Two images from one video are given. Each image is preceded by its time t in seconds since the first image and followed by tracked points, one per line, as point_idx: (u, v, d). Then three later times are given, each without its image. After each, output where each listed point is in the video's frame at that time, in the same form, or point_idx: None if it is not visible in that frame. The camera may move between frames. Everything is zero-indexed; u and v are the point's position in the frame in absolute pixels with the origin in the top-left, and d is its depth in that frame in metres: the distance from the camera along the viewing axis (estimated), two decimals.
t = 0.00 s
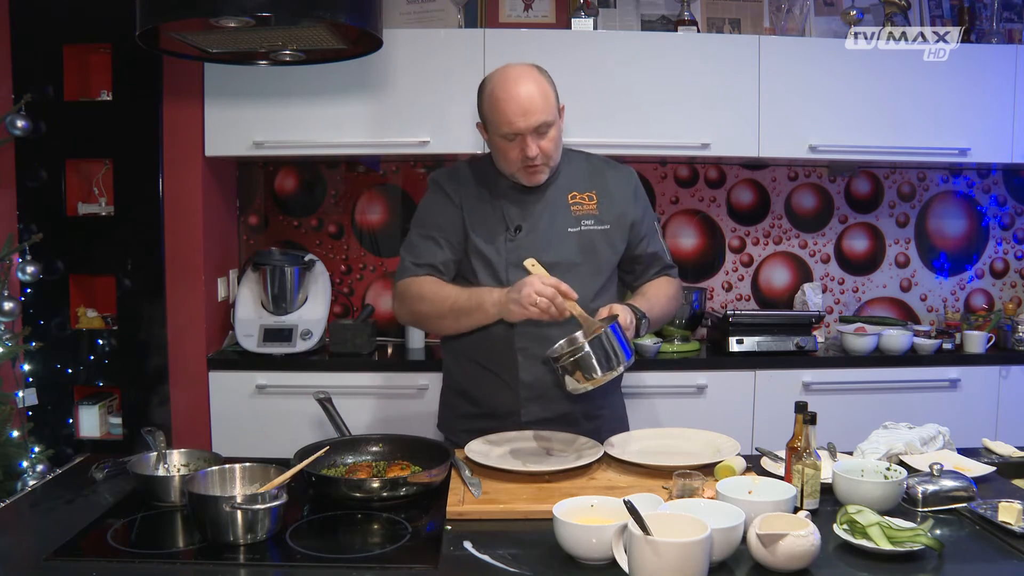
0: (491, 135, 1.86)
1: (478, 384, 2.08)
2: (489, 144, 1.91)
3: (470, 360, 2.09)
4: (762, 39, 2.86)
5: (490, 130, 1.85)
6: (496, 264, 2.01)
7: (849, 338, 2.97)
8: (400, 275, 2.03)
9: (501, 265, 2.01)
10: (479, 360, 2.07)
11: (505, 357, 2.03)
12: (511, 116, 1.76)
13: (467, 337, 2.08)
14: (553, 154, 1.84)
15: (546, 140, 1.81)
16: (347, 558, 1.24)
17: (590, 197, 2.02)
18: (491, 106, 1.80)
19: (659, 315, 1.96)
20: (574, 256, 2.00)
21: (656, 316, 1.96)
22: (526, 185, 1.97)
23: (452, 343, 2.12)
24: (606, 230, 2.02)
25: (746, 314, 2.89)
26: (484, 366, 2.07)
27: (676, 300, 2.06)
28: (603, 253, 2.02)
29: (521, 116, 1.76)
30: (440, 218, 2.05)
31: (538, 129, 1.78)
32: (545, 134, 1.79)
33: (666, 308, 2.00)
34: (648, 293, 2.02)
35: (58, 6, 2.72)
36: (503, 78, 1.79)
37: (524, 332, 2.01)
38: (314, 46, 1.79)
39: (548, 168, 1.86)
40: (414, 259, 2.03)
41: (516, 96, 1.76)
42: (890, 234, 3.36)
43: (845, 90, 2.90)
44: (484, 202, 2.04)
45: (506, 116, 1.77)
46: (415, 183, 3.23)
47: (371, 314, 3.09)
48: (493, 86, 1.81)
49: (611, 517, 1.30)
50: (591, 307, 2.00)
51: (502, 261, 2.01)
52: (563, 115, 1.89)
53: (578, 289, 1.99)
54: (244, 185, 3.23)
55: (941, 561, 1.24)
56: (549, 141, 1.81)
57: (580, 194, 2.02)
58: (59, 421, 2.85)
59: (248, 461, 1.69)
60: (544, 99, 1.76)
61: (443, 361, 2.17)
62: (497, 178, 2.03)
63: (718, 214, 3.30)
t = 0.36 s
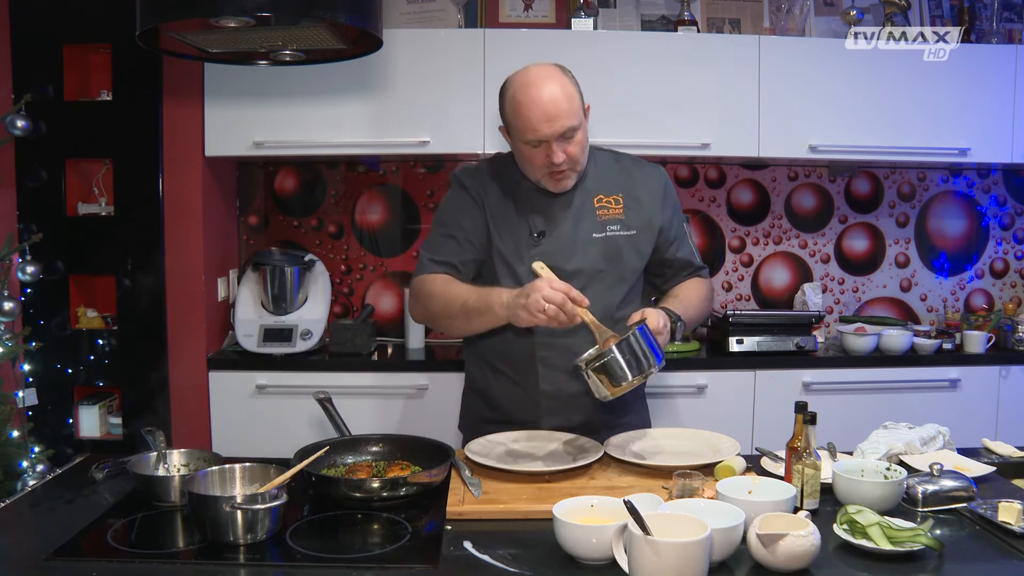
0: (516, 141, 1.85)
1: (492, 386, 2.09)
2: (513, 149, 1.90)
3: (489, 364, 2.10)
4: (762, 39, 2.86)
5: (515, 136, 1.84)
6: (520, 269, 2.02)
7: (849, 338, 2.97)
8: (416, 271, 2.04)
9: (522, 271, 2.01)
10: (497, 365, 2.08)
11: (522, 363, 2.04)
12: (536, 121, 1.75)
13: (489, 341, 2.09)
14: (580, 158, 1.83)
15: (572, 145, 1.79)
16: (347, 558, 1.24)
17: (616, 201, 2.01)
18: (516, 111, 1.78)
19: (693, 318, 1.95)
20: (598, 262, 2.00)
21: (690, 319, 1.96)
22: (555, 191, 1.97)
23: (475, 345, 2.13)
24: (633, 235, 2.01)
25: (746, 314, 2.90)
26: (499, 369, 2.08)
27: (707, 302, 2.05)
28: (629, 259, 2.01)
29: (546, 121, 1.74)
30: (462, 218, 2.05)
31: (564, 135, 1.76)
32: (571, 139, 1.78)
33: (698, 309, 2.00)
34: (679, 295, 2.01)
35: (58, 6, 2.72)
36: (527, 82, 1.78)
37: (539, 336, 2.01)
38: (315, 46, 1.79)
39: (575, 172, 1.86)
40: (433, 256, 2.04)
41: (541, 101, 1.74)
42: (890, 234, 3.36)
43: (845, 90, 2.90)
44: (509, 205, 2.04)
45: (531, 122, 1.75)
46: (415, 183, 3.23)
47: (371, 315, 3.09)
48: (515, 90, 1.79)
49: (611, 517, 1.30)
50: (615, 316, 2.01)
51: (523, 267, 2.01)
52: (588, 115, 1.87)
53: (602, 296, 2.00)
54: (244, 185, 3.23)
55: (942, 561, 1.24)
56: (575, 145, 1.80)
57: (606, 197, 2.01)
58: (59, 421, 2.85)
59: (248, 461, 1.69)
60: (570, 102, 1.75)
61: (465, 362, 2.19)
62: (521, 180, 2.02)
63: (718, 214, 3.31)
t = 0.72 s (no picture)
0: (524, 146, 1.84)
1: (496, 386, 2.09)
2: (521, 152, 1.90)
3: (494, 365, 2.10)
4: (762, 39, 2.86)
5: (522, 141, 1.83)
6: (524, 271, 2.03)
7: (849, 338, 2.97)
8: (424, 270, 2.03)
9: (530, 274, 2.02)
10: (504, 367, 2.08)
11: (529, 367, 2.04)
12: (545, 130, 1.73)
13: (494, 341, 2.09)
14: (588, 162, 1.83)
15: (580, 150, 1.79)
16: (347, 558, 1.24)
17: (627, 205, 2.01)
18: (523, 118, 1.77)
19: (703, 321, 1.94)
20: (606, 267, 2.01)
21: (700, 322, 1.95)
22: (565, 194, 1.97)
23: (480, 345, 2.14)
24: (643, 239, 2.01)
25: (746, 314, 2.90)
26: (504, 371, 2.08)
27: (717, 305, 2.04)
28: (638, 264, 2.02)
29: (555, 130, 1.73)
30: (471, 219, 2.05)
31: (572, 141, 1.76)
32: (580, 145, 1.77)
33: (710, 313, 1.99)
34: (690, 298, 2.01)
35: (58, 6, 2.72)
36: (534, 87, 1.76)
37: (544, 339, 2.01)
38: (315, 46, 1.78)
39: (584, 175, 1.86)
40: (442, 255, 2.02)
41: (548, 110, 1.73)
42: (890, 234, 3.36)
43: (845, 90, 2.90)
44: (518, 208, 2.04)
45: (539, 130, 1.74)
46: (415, 183, 3.23)
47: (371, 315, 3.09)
48: (522, 96, 1.77)
49: (611, 517, 1.30)
50: (621, 322, 2.02)
51: (533, 271, 2.02)
52: (595, 115, 1.86)
53: (609, 302, 2.01)
54: (244, 185, 3.23)
55: (941, 561, 1.24)
56: (584, 150, 1.80)
57: (617, 201, 2.01)
58: (60, 421, 2.85)
59: (248, 460, 1.69)
60: (578, 109, 1.73)
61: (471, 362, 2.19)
62: (529, 181, 2.02)
63: (718, 214, 3.31)
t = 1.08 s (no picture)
0: (511, 145, 1.84)
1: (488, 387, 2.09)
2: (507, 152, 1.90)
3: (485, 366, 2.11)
4: (762, 38, 2.86)
5: (509, 140, 1.83)
6: (513, 271, 2.02)
7: (849, 339, 2.97)
8: (416, 285, 2.06)
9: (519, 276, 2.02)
10: (494, 368, 2.09)
11: (519, 367, 2.04)
12: (531, 128, 1.73)
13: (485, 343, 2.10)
14: (574, 161, 1.83)
15: (566, 149, 1.79)
16: (347, 558, 1.24)
17: (614, 204, 2.02)
18: (510, 116, 1.77)
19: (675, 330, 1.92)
20: (595, 266, 2.01)
21: (673, 331, 1.92)
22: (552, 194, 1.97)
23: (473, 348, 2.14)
24: (629, 238, 2.01)
25: (746, 314, 2.90)
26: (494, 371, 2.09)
27: (697, 313, 2.03)
28: (625, 263, 2.01)
29: (541, 129, 1.73)
30: (457, 226, 2.05)
31: (558, 139, 1.75)
32: (565, 144, 1.77)
33: (683, 321, 1.97)
34: (666, 307, 1.98)
35: (57, 6, 2.72)
36: (521, 86, 1.76)
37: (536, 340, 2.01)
38: (315, 46, 1.78)
39: (570, 174, 1.85)
40: (431, 269, 2.04)
41: (534, 109, 1.73)
42: (890, 234, 3.36)
43: (845, 90, 2.90)
44: (505, 210, 2.04)
45: (525, 128, 1.74)
46: (415, 183, 3.23)
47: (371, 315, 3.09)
48: (509, 94, 1.78)
49: (611, 517, 1.30)
50: (612, 318, 2.01)
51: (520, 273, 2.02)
52: (581, 115, 1.86)
53: (598, 300, 2.00)
54: (244, 185, 3.23)
55: (941, 561, 1.24)
56: (570, 149, 1.79)
57: (604, 200, 2.02)
58: (60, 421, 2.85)
59: (247, 460, 1.69)
60: (564, 107, 1.73)
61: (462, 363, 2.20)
62: (515, 183, 2.03)
63: (717, 214, 3.31)
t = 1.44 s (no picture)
0: (486, 143, 1.85)
1: (472, 384, 2.08)
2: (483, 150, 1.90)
3: (464, 361, 2.10)
4: (762, 38, 2.86)
5: (484, 138, 1.84)
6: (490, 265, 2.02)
7: (849, 338, 2.97)
8: (389, 273, 2.05)
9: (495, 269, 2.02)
10: (474, 362, 2.08)
11: (503, 361, 2.04)
12: (505, 125, 1.74)
13: (463, 337, 2.10)
14: (549, 156, 1.83)
15: (541, 144, 1.80)
16: (347, 558, 1.24)
17: (589, 200, 2.01)
18: (484, 114, 1.78)
19: (654, 321, 1.96)
20: (571, 259, 2.00)
21: (651, 322, 1.96)
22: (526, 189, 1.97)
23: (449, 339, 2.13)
24: (605, 233, 2.01)
25: (746, 314, 2.90)
26: (474, 365, 2.09)
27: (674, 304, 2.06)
28: (601, 256, 2.01)
29: (514, 126, 1.74)
30: (433, 220, 2.06)
31: (532, 135, 1.77)
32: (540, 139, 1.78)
33: (662, 313, 2.00)
34: (644, 297, 2.01)
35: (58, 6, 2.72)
36: (494, 84, 1.77)
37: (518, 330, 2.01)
38: (315, 46, 1.78)
39: (546, 170, 1.86)
40: (405, 258, 2.05)
41: (506, 106, 1.74)
42: (890, 234, 3.36)
43: (845, 90, 2.90)
44: (481, 204, 2.04)
45: (500, 125, 1.75)
46: (415, 183, 3.23)
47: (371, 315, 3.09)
48: (483, 93, 1.79)
49: (611, 517, 1.30)
50: (591, 311, 2.00)
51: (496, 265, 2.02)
52: (554, 112, 1.87)
53: (575, 292, 2.00)
54: (244, 185, 3.23)
55: (941, 561, 1.24)
56: (544, 144, 1.80)
57: (579, 196, 2.01)
58: (59, 421, 2.85)
59: (248, 461, 1.69)
60: (536, 103, 1.75)
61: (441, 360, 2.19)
62: (491, 180, 2.03)
63: (718, 214, 3.31)
